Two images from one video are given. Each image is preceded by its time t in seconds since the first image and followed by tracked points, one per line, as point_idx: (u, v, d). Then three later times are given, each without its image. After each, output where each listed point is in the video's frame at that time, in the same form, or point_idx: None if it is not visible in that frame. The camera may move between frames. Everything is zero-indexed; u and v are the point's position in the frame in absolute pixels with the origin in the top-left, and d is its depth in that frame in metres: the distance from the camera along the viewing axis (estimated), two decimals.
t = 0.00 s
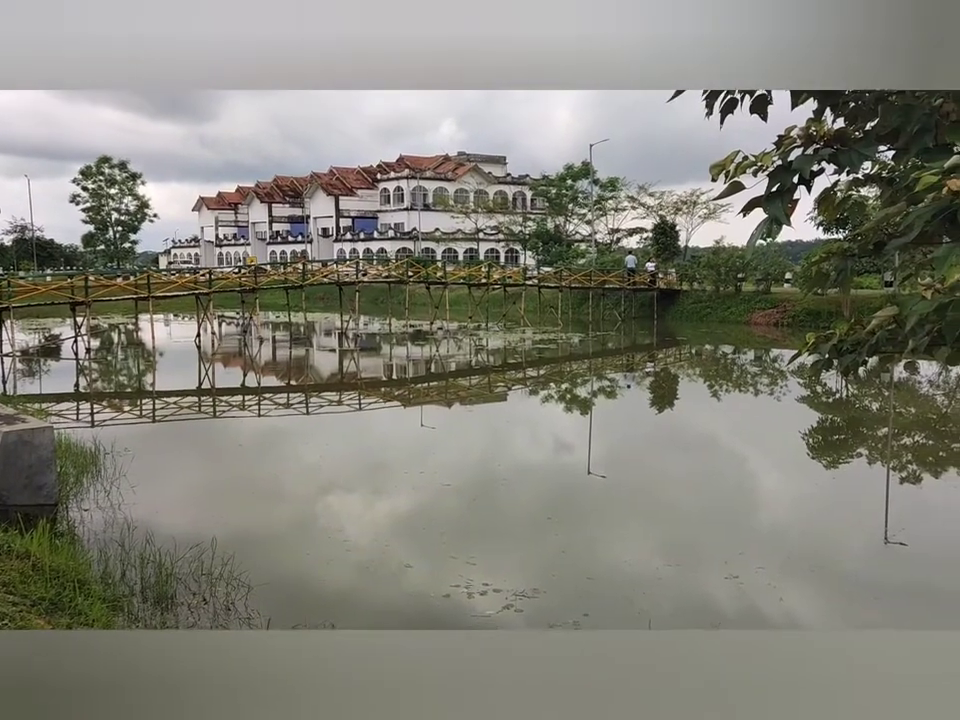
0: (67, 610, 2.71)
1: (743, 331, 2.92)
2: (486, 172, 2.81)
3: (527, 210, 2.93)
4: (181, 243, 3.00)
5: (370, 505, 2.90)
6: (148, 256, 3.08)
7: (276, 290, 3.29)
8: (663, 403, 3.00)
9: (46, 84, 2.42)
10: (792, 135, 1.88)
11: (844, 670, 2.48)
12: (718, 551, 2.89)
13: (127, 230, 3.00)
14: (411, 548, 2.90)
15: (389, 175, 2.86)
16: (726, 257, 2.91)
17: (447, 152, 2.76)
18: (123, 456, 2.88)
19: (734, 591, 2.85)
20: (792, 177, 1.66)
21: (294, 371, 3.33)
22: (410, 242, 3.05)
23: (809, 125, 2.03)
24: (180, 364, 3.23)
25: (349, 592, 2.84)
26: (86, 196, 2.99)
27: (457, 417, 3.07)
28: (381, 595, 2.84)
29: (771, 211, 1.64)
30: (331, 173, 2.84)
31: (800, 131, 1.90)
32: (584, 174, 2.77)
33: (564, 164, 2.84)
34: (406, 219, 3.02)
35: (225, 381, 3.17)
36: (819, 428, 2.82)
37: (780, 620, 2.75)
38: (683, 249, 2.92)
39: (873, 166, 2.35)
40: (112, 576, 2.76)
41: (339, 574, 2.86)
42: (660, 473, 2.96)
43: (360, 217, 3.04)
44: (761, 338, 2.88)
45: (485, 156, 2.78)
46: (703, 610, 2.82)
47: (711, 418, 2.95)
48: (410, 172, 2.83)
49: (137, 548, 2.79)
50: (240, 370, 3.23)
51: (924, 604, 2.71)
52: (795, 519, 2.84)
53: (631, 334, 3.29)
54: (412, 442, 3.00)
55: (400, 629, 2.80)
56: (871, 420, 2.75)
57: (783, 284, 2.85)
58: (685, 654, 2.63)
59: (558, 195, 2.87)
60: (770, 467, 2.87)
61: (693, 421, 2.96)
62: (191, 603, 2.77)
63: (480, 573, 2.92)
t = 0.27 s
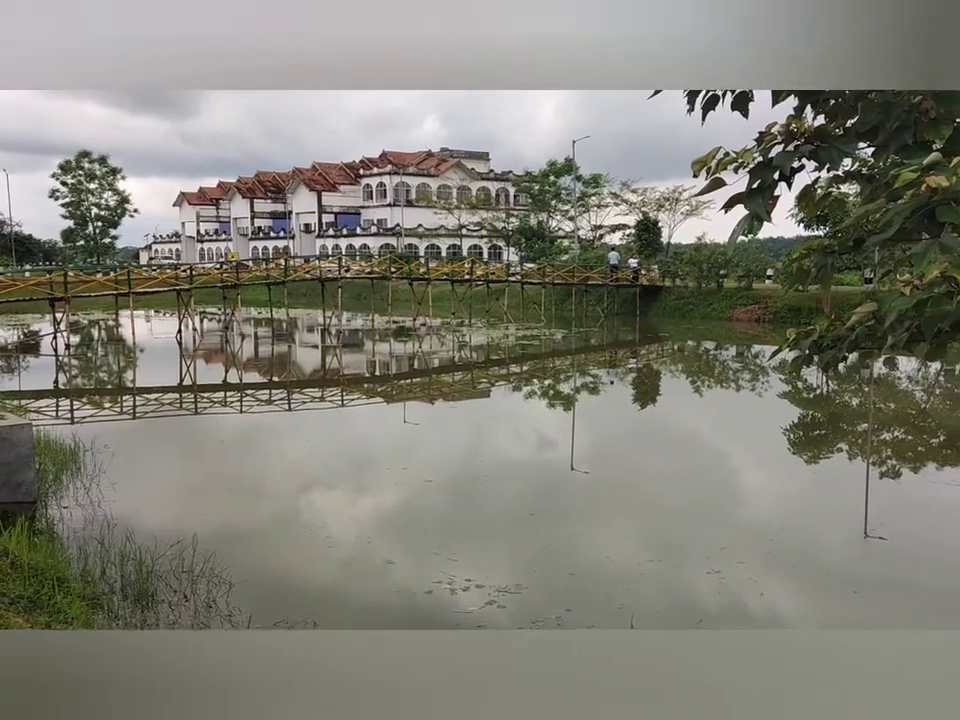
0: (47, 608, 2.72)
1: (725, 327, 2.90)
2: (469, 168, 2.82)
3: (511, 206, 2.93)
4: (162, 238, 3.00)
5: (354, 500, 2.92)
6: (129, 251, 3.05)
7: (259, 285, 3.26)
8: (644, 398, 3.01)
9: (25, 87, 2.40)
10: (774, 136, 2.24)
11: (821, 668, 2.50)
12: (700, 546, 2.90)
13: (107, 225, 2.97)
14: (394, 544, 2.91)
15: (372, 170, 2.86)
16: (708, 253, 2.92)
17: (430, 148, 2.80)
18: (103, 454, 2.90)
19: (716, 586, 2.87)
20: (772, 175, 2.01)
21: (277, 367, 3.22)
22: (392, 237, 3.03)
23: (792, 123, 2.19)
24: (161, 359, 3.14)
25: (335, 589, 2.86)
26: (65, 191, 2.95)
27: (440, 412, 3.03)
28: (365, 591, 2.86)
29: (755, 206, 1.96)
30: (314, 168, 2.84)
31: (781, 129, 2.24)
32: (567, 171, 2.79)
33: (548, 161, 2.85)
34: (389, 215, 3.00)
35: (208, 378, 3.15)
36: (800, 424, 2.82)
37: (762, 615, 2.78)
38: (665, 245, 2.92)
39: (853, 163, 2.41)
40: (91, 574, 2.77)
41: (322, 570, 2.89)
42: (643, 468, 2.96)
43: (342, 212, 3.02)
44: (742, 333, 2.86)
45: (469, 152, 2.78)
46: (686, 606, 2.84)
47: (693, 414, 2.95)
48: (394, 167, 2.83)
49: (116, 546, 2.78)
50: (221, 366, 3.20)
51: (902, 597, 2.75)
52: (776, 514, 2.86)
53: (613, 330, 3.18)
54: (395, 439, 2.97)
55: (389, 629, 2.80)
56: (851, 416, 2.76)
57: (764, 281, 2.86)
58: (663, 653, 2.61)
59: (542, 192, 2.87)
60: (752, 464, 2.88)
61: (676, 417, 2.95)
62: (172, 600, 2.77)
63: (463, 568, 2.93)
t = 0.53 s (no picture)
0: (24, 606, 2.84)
1: (703, 323, 2.94)
2: (448, 163, 2.83)
3: (490, 202, 2.94)
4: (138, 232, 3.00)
5: (333, 497, 2.91)
6: (105, 245, 3.04)
7: (236, 278, 3.11)
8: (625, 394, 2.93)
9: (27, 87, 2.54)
10: (751, 129, 2.28)
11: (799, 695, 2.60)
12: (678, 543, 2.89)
13: (83, 220, 2.95)
14: (372, 540, 2.91)
15: (350, 165, 2.87)
16: (686, 249, 2.93)
17: (408, 144, 2.79)
18: (78, 451, 2.90)
19: (694, 580, 2.86)
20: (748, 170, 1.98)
21: (255, 364, 3.12)
22: (372, 232, 3.05)
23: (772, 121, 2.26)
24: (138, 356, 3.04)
25: (314, 586, 2.88)
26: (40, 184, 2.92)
27: (418, 408, 2.97)
28: (345, 587, 2.88)
29: (729, 205, 2.00)
30: (292, 163, 2.85)
31: (758, 126, 2.31)
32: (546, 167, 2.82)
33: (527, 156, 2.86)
34: (368, 210, 3.00)
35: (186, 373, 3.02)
36: (778, 419, 2.84)
37: (739, 609, 2.82)
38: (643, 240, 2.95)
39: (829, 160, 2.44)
40: (67, 571, 2.84)
41: (299, 567, 2.89)
42: (623, 465, 2.93)
43: (321, 208, 2.99)
44: (721, 329, 2.91)
45: (448, 147, 2.80)
46: (664, 600, 2.86)
47: (674, 410, 2.91)
48: (373, 162, 2.87)
49: (92, 542, 2.84)
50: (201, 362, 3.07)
51: (875, 589, 2.79)
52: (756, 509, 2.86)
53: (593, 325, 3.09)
54: (375, 435, 2.95)
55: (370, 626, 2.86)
56: (827, 411, 2.78)
57: (743, 276, 2.88)
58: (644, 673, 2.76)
59: (520, 187, 2.88)
60: (733, 460, 2.88)
61: (657, 414, 2.91)
62: (148, 597, 2.86)
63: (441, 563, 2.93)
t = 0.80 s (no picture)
0: None
1: (678, 319, 2.95)
2: (425, 158, 2.83)
3: (467, 197, 2.94)
4: (109, 227, 3.00)
5: (309, 493, 2.90)
6: (77, 239, 3.03)
7: (210, 273, 3.13)
8: (600, 390, 2.95)
9: None
10: (725, 126, 2.24)
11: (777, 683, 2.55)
12: (654, 538, 2.89)
13: (55, 213, 2.90)
14: (348, 536, 2.91)
15: (326, 160, 2.85)
16: (662, 246, 2.93)
17: (385, 138, 2.78)
18: (49, 448, 2.88)
19: (669, 574, 2.87)
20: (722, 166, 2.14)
21: (229, 360, 3.12)
22: (348, 228, 3.01)
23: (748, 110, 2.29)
24: (112, 348, 3.12)
25: (291, 582, 2.87)
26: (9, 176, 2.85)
27: (395, 405, 2.97)
28: (321, 584, 2.87)
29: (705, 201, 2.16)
30: (267, 157, 2.84)
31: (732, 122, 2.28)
32: (523, 163, 2.83)
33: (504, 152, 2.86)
34: (344, 205, 2.97)
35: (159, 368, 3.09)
36: (752, 414, 2.86)
37: (714, 602, 2.84)
38: (619, 237, 2.92)
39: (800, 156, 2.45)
40: (38, 569, 2.82)
41: (274, 564, 2.87)
42: (599, 460, 2.94)
43: (296, 203, 2.99)
44: (697, 325, 2.92)
45: (424, 143, 2.80)
46: (641, 593, 2.86)
47: (649, 406, 2.92)
48: (349, 157, 2.84)
49: (63, 540, 2.82)
50: (173, 357, 3.13)
51: (848, 582, 2.81)
52: (732, 503, 2.86)
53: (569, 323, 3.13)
54: (351, 432, 2.94)
55: (346, 625, 2.84)
56: (801, 406, 2.79)
57: (718, 271, 2.88)
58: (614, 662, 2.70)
59: (497, 183, 2.89)
60: (710, 455, 2.89)
61: (632, 409, 2.92)
62: (121, 595, 2.83)
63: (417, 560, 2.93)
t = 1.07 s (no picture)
0: None
1: (653, 316, 2.95)
2: (400, 153, 2.82)
3: (442, 193, 2.92)
4: (80, 222, 2.95)
5: (283, 489, 2.89)
6: (47, 235, 3.00)
7: (182, 268, 3.08)
8: (575, 386, 2.94)
9: None
10: (697, 124, 2.41)
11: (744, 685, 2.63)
12: (628, 533, 2.90)
13: (23, 208, 2.91)
14: (321, 533, 2.89)
15: (300, 154, 2.85)
16: (637, 242, 2.94)
17: (360, 133, 2.79)
18: (18, 446, 2.87)
19: (643, 569, 2.89)
20: (693, 163, 2.33)
21: (202, 356, 3.09)
22: (323, 223, 3.01)
23: (717, 109, 2.41)
24: (83, 344, 3.04)
25: (266, 580, 2.85)
26: None
27: (370, 401, 2.96)
28: (295, 582, 2.86)
29: (676, 195, 2.33)
30: (241, 152, 2.82)
31: (704, 118, 2.43)
32: (499, 158, 2.83)
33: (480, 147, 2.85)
34: (319, 200, 2.96)
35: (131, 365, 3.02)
36: (725, 410, 2.87)
37: (688, 596, 2.86)
38: (595, 233, 2.93)
39: (773, 153, 2.50)
40: (6, 568, 2.82)
41: (247, 561, 2.85)
42: (574, 456, 2.94)
43: (270, 197, 2.97)
44: (670, 321, 2.91)
45: (399, 137, 2.80)
46: (615, 588, 2.88)
47: (624, 402, 2.92)
48: (324, 152, 2.83)
49: (32, 537, 2.82)
50: (145, 354, 3.04)
51: (819, 575, 2.84)
52: (706, 497, 2.88)
53: (545, 319, 3.07)
54: (326, 429, 2.92)
55: (319, 622, 2.85)
56: (773, 401, 2.81)
57: (692, 268, 2.88)
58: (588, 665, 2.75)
59: (473, 179, 2.88)
60: (684, 451, 2.90)
61: (607, 404, 2.92)
62: (91, 593, 2.82)
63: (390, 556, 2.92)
